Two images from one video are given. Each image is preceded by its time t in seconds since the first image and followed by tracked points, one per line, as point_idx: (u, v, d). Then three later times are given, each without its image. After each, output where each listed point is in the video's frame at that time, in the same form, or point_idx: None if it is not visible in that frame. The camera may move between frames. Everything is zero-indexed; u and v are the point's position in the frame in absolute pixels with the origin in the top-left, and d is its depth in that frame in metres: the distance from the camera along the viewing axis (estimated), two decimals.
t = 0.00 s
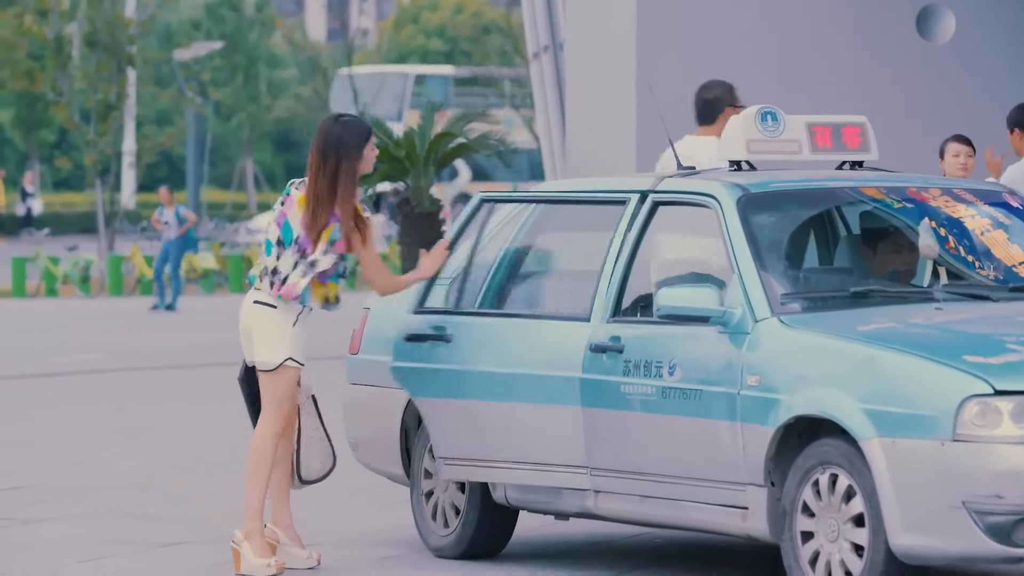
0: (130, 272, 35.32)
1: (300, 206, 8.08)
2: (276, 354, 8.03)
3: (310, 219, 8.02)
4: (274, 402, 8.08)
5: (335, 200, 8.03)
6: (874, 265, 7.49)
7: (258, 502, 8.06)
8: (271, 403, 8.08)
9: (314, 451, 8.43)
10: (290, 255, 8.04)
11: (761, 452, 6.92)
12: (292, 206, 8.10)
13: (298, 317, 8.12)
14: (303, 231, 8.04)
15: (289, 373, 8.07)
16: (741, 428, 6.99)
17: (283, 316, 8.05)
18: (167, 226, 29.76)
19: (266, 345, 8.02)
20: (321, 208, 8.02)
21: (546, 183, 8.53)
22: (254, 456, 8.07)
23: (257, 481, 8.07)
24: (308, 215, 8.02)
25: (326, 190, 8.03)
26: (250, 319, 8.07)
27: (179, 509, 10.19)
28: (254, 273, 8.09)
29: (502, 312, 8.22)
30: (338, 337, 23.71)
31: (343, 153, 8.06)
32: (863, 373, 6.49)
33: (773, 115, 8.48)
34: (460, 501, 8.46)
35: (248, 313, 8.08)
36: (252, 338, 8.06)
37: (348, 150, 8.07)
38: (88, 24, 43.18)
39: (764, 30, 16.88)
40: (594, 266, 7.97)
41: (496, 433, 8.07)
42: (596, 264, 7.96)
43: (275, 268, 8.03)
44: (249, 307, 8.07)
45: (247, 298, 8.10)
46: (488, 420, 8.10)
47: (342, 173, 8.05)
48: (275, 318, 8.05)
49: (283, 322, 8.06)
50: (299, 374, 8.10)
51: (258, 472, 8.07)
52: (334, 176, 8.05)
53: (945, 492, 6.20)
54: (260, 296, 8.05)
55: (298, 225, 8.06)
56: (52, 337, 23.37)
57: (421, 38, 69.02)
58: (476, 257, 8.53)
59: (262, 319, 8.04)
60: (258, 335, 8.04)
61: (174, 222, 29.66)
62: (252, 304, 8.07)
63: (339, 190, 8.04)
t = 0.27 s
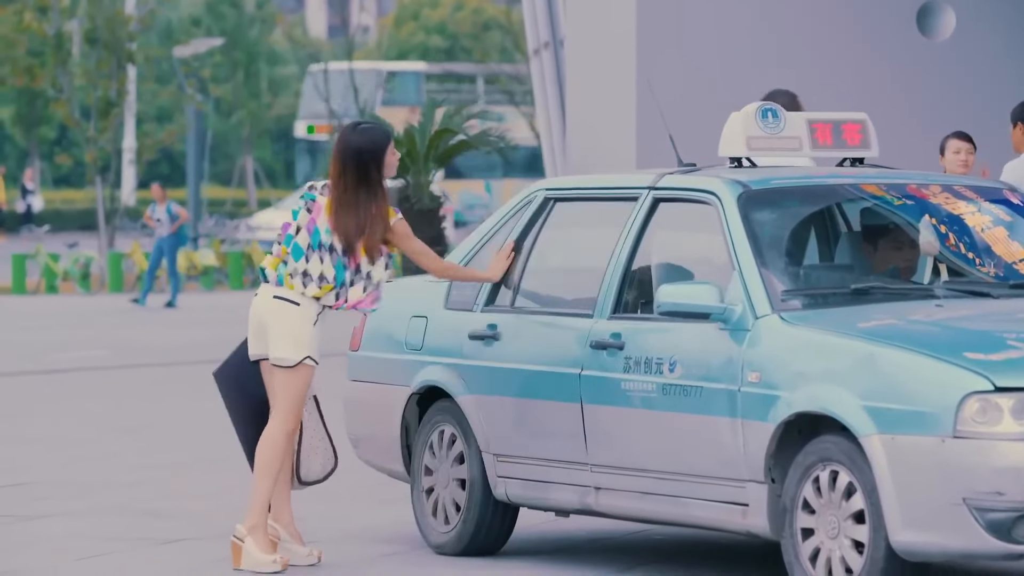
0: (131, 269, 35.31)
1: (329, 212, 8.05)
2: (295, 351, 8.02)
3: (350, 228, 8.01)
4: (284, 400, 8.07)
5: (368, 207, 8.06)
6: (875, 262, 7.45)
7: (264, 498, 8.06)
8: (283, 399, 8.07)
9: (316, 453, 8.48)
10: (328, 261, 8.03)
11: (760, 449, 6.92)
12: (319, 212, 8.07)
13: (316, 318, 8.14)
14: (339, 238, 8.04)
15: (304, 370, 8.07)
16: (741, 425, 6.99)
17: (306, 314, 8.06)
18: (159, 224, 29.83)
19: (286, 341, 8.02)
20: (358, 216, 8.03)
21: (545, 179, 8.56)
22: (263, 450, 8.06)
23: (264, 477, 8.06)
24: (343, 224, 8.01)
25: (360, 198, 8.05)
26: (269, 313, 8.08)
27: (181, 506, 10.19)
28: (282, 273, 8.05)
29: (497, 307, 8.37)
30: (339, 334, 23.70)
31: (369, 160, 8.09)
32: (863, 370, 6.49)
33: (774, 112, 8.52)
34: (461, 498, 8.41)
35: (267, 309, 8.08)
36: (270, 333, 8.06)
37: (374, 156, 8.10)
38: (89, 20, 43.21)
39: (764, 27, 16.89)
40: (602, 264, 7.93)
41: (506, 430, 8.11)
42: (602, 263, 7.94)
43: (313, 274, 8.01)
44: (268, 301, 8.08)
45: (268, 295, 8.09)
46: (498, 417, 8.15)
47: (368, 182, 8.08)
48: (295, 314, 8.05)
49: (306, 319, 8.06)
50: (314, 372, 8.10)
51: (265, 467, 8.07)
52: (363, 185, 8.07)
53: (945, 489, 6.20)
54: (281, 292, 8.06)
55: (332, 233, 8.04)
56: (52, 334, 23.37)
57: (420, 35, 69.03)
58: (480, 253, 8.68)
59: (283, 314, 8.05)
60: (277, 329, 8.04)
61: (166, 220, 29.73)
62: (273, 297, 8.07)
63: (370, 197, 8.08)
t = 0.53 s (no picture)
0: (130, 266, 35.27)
1: (323, 204, 8.05)
2: (306, 346, 8.04)
3: (345, 216, 8.01)
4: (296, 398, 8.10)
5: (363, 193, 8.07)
6: (873, 256, 7.44)
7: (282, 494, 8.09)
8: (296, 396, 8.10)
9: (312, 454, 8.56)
10: (328, 253, 8.02)
11: (760, 445, 6.92)
12: (313, 204, 8.06)
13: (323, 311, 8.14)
14: (337, 228, 8.03)
15: (318, 363, 8.10)
16: (741, 421, 7.00)
17: (312, 308, 8.06)
18: (144, 220, 29.85)
19: (295, 336, 8.02)
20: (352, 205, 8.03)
21: (544, 175, 8.57)
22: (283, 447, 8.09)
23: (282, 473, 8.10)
24: (340, 214, 8.01)
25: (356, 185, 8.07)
26: (274, 310, 8.06)
27: (182, 502, 10.19)
28: (283, 269, 8.05)
29: (497, 303, 8.37)
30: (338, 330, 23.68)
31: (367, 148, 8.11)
32: (863, 366, 6.49)
33: (773, 108, 8.50)
34: (461, 494, 8.41)
35: (271, 305, 8.06)
36: (277, 329, 8.05)
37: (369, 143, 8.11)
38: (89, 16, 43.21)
39: (764, 19, 16.86)
40: (602, 260, 7.93)
41: (505, 425, 8.11)
42: (603, 258, 7.93)
43: (313, 267, 8.01)
44: (271, 297, 8.07)
45: (270, 292, 8.08)
46: (498, 413, 8.14)
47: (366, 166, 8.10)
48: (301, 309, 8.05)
49: (311, 313, 8.06)
50: (325, 366, 8.14)
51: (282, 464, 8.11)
52: (359, 171, 8.08)
53: (945, 484, 6.20)
54: (285, 288, 8.05)
55: (328, 224, 8.03)
56: (51, 330, 23.37)
57: (420, 31, 69.03)
58: (475, 252, 8.71)
59: (288, 310, 8.03)
60: (285, 325, 8.03)
61: (150, 215, 29.90)
62: (276, 294, 8.06)
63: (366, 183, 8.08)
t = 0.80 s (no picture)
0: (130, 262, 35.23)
1: (290, 197, 8.07)
2: (298, 345, 8.03)
3: (310, 204, 8.04)
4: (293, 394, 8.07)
5: (327, 178, 8.10)
6: (873, 253, 7.45)
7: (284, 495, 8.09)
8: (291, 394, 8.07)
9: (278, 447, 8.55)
10: (301, 244, 8.05)
11: (760, 441, 6.92)
12: (280, 197, 8.08)
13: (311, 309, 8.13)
14: (306, 218, 8.05)
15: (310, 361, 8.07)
16: (741, 417, 6.99)
17: (300, 306, 8.05)
18: (133, 216, 29.81)
19: (287, 336, 8.01)
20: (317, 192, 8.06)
21: (544, 171, 8.57)
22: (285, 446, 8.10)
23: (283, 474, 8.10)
24: (307, 203, 8.04)
25: (320, 170, 8.08)
26: (263, 312, 8.05)
27: (182, 498, 10.19)
28: (264, 271, 8.06)
29: (496, 299, 8.37)
30: (338, 325, 23.67)
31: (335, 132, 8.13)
32: (863, 363, 6.49)
33: (774, 105, 8.51)
34: (461, 490, 8.41)
35: (259, 307, 8.05)
36: (269, 331, 8.04)
37: (334, 126, 8.14)
38: (88, 12, 43.24)
39: (764, 19, 16.89)
40: (603, 257, 7.92)
41: (505, 421, 8.11)
42: (603, 254, 7.93)
43: (288, 261, 8.03)
44: (258, 300, 8.06)
45: (255, 295, 8.08)
46: (498, 409, 8.14)
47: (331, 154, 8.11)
48: (291, 310, 8.04)
49: (300, 311, 8.05)
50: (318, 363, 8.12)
51: (283, 465, 8.11)
52: (325, 157, 8.10)
53: (945, 481, 6.20)
54: (271, 290, 8.04)
55: (297, 216, 8.05)
56: (51, 326, 23.38)
57: (420, 28, 69.08)
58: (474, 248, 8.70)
59: (276, 312, 8.02)
60: (276, 326, 8.02)
61: (137, 211, 29.65)
62: (262, 297, 8.06)
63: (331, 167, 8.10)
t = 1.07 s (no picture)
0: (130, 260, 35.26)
1: (270, 192, 8.07)
2: (296, 346, 8.04)
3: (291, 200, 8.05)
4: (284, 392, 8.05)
5: (310, 174, 8.10)
6: (873, 251, 7.45)
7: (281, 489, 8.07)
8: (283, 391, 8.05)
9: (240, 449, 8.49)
10: (284, 240, 8.06)
11: (760, 440, 6.91)
12: (261, 194, 8.08)
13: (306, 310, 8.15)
14: (289, 213, 8.06)
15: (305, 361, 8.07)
16: (741, 416, 6.99)
17: (299, 308, 8.07)
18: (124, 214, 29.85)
19: (289, 337, 8.03)
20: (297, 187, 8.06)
21: (543, 170, 8.57)
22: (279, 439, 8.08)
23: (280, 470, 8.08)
24: (288, 197, 8.03)
25: (302, 165, 8.08)
26: (261, 312, 8.06)
27: (182, 497, 10.18)
28: (253, 270, 8.06)
29: (496, 298, 8.37)
30: (337, 324, 23.70)
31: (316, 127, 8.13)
32: (863, 361, 6.49)
33: (773, 103, 8.49)
34: (461, 489, 8.41)
35: (259, 308, 8.06)
36: (268, 332, 8.05)
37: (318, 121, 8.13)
38: (88, 11, 43.31)
39: (764, 18, 16.91)
40: (603, 256, 7.92)
41: (505, 420, 8.11)
42: (603, 253, 7.93)
43: (274, 258, 8.04)
44: (257, 301, 8.06)
45: (252, 295, 8.07)
46: (497, 408, 8.14)
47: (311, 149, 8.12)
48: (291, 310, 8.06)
49: (297, 312, 8.07)
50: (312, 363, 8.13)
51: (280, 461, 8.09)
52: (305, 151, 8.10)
53: (945, 480, 6.20)
54: (268, 291, 8.04)
55: (279, 210, 8.05)
56: (50, 324, 23.39)
57: (419, 27, 69.27)
58: (474, 247, 8.70)
59: (275, 313, 8.04)
60: (278, 327, 8.04)
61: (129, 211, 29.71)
62: (259, 298, 8.06)
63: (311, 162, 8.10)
